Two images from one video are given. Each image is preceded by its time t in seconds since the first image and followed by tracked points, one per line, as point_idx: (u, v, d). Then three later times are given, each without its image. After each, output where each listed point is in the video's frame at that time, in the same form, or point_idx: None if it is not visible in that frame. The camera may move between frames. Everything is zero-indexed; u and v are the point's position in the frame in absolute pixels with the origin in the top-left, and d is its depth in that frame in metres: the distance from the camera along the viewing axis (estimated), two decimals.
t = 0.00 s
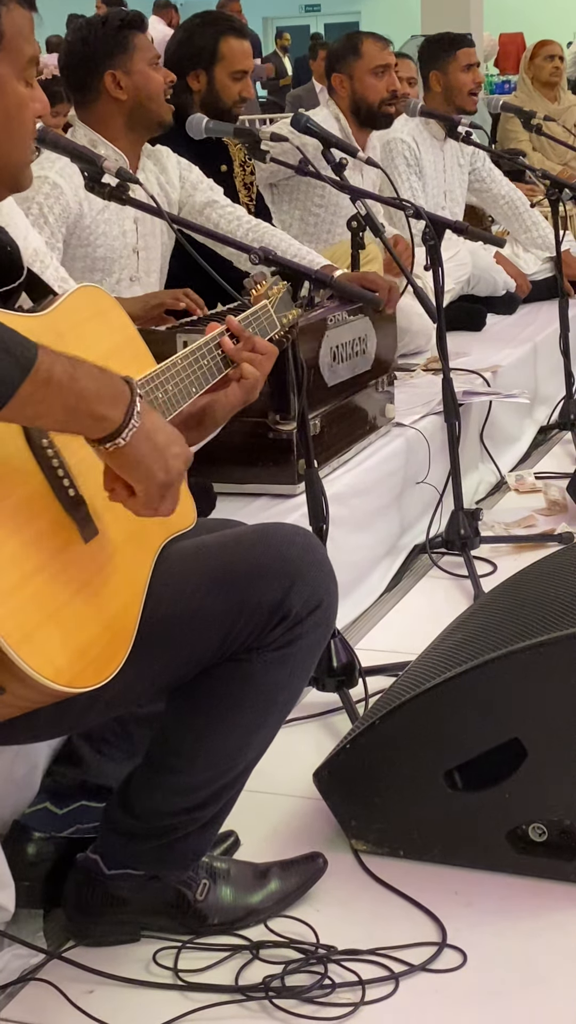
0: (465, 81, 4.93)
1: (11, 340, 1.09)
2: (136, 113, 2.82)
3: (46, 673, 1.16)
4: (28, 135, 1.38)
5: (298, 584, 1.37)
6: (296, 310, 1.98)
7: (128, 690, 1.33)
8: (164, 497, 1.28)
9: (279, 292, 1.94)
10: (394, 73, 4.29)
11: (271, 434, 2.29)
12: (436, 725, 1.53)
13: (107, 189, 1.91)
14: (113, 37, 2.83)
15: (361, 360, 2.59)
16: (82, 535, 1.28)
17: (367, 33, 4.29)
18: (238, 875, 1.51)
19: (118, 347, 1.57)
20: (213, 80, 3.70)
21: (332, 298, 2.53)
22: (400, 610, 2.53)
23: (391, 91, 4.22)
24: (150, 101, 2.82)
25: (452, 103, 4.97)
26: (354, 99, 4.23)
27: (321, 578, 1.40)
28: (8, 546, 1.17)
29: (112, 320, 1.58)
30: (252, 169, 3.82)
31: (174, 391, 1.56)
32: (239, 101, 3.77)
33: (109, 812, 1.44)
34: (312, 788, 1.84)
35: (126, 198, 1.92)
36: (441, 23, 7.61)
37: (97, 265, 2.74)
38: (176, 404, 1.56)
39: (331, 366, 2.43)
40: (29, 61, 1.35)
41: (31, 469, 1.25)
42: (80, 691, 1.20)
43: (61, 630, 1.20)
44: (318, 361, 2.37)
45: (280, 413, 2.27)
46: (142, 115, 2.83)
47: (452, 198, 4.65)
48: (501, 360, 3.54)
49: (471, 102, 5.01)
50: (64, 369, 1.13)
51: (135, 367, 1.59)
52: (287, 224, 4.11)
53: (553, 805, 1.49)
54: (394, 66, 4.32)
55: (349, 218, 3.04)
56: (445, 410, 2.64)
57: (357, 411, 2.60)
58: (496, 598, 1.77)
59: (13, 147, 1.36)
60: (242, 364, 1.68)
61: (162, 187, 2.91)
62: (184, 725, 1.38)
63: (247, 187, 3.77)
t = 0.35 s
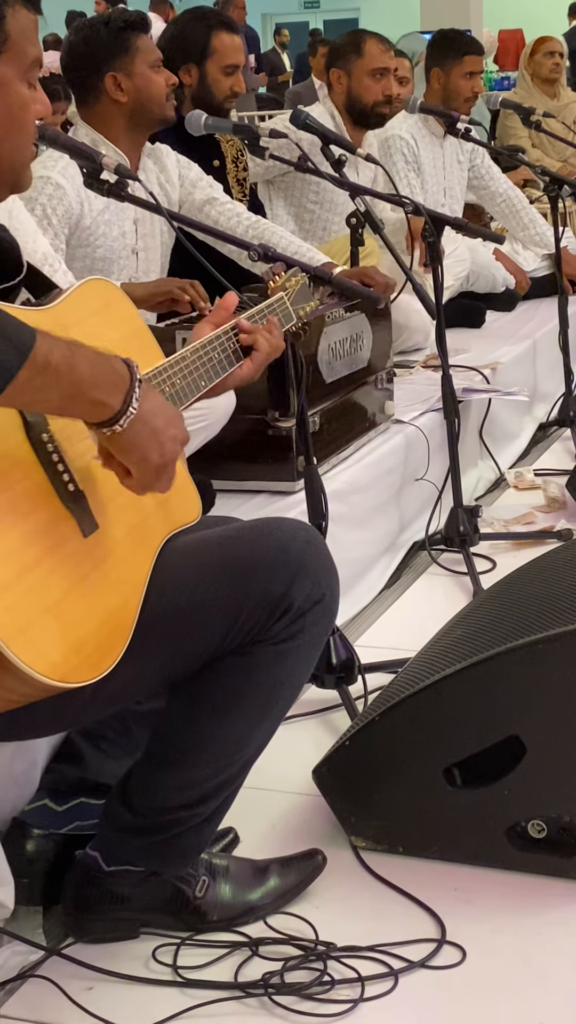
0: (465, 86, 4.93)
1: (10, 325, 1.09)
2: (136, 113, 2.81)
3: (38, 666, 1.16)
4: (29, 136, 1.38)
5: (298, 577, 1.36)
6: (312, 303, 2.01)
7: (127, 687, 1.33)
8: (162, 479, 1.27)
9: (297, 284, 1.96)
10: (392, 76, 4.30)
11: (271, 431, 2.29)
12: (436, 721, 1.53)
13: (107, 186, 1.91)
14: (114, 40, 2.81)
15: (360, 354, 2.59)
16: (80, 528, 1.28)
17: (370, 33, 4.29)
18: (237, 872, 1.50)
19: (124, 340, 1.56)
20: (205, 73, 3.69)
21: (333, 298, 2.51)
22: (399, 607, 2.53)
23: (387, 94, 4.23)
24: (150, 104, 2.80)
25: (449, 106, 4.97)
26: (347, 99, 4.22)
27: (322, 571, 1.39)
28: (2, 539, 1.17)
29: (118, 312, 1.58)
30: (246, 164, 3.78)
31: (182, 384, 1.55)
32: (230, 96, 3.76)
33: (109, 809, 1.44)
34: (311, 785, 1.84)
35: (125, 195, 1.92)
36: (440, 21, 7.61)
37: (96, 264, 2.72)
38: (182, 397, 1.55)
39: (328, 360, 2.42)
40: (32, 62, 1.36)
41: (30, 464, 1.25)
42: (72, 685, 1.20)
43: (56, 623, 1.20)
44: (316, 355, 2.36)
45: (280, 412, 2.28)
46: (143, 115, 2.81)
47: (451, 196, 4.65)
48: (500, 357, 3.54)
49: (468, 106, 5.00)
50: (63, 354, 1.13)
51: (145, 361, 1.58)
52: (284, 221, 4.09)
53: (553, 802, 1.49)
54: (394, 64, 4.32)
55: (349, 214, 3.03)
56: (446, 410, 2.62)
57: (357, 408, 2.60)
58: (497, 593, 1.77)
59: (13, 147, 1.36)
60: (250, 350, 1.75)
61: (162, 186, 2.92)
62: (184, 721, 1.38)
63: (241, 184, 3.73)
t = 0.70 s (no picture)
0: (467, 80, 4.91)
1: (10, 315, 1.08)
2: (137, 110, 2.80)
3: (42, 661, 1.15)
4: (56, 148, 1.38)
5: (302, 574, 1.36)
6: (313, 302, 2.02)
7: (128, 684, 1.32)
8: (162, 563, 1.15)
9: (300, 281, 1.99)
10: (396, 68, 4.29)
11: (269, 427, 2.30)
12: (436, 717, 1.53)
13: (105, 183, 1.90)
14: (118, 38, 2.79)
15: (359, 351, 2.58)
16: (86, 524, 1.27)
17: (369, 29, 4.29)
18: (237, 868, 1.51)
19: (129, 337, 1.57)
20: (234, 77, 3.69)
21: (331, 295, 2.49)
22: (399, 604, 2.53)
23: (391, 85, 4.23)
24: (152, 100, 2.79)
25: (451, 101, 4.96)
26: (354, 91, 4.21)
27: (326, 568, 1.39)
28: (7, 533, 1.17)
29: (123, 310, 1.58)
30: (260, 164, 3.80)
31: (187, 381, 1.58)
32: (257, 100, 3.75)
33: (110, 806, 1.43)
34: (311, 781, 1.84)
35: (124, 191, 1.92)
36: (440, 16, 7.60)
37: (97, 261, 2.72)
38: (188, 394, 1.58)
39: (327, 358, 2.43)
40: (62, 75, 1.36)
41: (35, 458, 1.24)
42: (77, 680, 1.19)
43: (60, 618, 1.19)
44: (315, 356, 2.37)
45: (279, 406, 2.29)
46: (146, 113, 2.80)
47: (451, 192, 4.64)
48: (500, 352, 3.53)
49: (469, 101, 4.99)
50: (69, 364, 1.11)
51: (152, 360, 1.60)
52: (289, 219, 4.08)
53: (553, 797, 1.49)
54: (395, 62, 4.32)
55: (348, 210, 3.03)
56: (446, 404, 2.62)
57: (356, 404, 2.60)
58: (500, 588, 1.77)
59: (45, 158, 1.36)
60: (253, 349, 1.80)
61: (162, 182, 2.91)
62: (184, 717, 1.38)
63: (255, 183, 3.74)
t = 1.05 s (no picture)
0: (466, 75, 4.90)
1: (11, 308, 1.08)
2: (139, 107, 2.79)
3: (13, 652, 1.16)
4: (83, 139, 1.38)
5: (301, 577, 1.36)
6: (362, 324, 2.12)
7: (128, 681, 1.32)
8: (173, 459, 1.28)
9: (346, 304, 2.07)
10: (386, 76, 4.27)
11: (269, 424, 2.29)
12: (435, 714, 1.53)
13: (105, 179, 1.89)
14: (119, 34, 2.76)
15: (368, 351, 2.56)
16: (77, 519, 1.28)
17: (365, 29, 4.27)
18: (237, 864, 1.51)
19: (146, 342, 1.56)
20: (248, 78, 3.69)
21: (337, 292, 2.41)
22: (398, 599, 2.53)
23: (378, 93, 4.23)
24: (154, 98, 2.78)
25: (451, 94, 4.96)
26: (339, 91, 4.22)
27: (324, 571, 1.39)
28: None
29: (145, 316, 1.58)
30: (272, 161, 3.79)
31: (208, 389, 1.59)
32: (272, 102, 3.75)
33: (110, 802, 1.44)
34: (310, 777, 1.85)
35: (123, 187, 1.91)
36: (440, 12, 7.59)
37: (98, 258, 2.71)
38: (208, 401, 1.59)
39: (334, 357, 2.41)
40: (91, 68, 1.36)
41: (31, 451, 1.25)
42: (50, 674, 1.20)
43: (38, 611, 1.21)
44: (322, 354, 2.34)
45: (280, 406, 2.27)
46: (147, 110, 2.80)
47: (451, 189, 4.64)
48: (499, 349, 3.53)
49: (470, 94, 4.98)
50: (59, 327, 1.12)
51: (170, 359, 1.58)
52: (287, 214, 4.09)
53: (553, 794, 1.50)
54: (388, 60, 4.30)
55: (347, 207, 3.01)
56: (443, 399, 2.62)
57: (356, 400, 2.60)
58: (496, 585, 1.77)
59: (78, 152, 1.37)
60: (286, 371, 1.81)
61: (161, 177, 2.93)
62: (185, 715, 1.38)
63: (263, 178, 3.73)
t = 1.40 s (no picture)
0: (467, 66, 4.89)
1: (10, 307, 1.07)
2: (138, 103, 2.79)
3: (26, 656, 1.13)
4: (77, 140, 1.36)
5: (301, 574, 1.36)
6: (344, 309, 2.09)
7: (128, 677, 1.32)
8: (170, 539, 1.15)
9: (329, 287, 2.02)
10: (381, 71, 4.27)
11: (268, 419, 2.28)
12: (435, 710, 1.53)
13: (103, 174, 1.89)
14: (119, 27, 2.75)
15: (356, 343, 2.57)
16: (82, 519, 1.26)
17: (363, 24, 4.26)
18: (236, 860, 1.51)
19: (140, 331, 1.56)
20: (224, 72, 3.68)
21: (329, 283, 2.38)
22: (397, 595, 2.53)
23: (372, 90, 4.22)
24: (154, 94, 2.79)
25: (453, 86, 4.94)
26: (336, 87, 4.22)
27: (324, 567, 1.39)
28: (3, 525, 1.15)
29: (138, 306, 1.57)
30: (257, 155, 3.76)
31: (201, 381, 1.59)
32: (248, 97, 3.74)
33: (109, 798, 1.44)
34: (310, 773, 1.85)
35: (122, 183, 1.90)
36: (438, 7, 7.58)
37: (99, 254, 2.71)
38: (201, 394, 1.59)
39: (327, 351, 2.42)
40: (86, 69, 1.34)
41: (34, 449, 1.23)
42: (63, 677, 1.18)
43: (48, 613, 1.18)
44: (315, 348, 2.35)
45: (277, 400, 2.26)
46: (148, 105, 2.79)
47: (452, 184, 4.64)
48: (498, 344, 3.53)
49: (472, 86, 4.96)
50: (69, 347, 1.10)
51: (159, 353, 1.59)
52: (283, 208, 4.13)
53: (552, 789, 1.49)
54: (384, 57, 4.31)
55: (346, 203, 3.00)
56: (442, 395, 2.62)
57: (355, 396, 2.60)
58: (497, 581, 1.77)
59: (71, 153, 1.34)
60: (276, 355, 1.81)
61: (162, 172, 2.92)
62: (184, 711, 1.38)
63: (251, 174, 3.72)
